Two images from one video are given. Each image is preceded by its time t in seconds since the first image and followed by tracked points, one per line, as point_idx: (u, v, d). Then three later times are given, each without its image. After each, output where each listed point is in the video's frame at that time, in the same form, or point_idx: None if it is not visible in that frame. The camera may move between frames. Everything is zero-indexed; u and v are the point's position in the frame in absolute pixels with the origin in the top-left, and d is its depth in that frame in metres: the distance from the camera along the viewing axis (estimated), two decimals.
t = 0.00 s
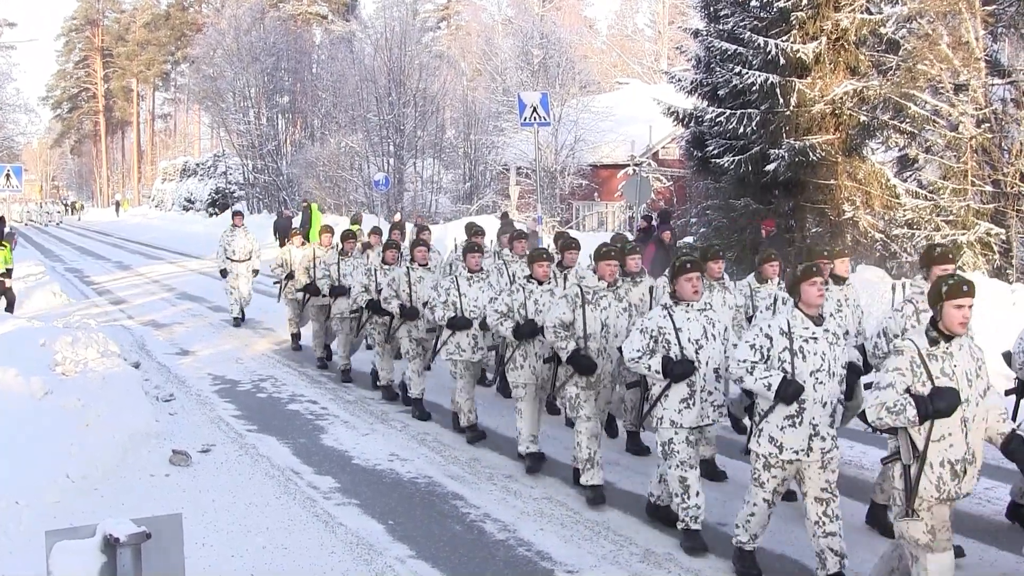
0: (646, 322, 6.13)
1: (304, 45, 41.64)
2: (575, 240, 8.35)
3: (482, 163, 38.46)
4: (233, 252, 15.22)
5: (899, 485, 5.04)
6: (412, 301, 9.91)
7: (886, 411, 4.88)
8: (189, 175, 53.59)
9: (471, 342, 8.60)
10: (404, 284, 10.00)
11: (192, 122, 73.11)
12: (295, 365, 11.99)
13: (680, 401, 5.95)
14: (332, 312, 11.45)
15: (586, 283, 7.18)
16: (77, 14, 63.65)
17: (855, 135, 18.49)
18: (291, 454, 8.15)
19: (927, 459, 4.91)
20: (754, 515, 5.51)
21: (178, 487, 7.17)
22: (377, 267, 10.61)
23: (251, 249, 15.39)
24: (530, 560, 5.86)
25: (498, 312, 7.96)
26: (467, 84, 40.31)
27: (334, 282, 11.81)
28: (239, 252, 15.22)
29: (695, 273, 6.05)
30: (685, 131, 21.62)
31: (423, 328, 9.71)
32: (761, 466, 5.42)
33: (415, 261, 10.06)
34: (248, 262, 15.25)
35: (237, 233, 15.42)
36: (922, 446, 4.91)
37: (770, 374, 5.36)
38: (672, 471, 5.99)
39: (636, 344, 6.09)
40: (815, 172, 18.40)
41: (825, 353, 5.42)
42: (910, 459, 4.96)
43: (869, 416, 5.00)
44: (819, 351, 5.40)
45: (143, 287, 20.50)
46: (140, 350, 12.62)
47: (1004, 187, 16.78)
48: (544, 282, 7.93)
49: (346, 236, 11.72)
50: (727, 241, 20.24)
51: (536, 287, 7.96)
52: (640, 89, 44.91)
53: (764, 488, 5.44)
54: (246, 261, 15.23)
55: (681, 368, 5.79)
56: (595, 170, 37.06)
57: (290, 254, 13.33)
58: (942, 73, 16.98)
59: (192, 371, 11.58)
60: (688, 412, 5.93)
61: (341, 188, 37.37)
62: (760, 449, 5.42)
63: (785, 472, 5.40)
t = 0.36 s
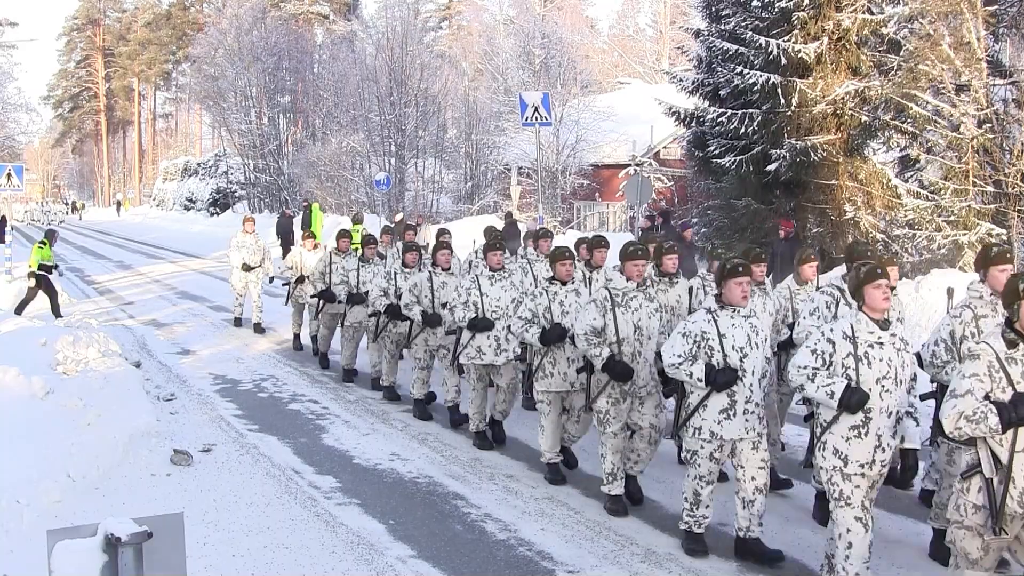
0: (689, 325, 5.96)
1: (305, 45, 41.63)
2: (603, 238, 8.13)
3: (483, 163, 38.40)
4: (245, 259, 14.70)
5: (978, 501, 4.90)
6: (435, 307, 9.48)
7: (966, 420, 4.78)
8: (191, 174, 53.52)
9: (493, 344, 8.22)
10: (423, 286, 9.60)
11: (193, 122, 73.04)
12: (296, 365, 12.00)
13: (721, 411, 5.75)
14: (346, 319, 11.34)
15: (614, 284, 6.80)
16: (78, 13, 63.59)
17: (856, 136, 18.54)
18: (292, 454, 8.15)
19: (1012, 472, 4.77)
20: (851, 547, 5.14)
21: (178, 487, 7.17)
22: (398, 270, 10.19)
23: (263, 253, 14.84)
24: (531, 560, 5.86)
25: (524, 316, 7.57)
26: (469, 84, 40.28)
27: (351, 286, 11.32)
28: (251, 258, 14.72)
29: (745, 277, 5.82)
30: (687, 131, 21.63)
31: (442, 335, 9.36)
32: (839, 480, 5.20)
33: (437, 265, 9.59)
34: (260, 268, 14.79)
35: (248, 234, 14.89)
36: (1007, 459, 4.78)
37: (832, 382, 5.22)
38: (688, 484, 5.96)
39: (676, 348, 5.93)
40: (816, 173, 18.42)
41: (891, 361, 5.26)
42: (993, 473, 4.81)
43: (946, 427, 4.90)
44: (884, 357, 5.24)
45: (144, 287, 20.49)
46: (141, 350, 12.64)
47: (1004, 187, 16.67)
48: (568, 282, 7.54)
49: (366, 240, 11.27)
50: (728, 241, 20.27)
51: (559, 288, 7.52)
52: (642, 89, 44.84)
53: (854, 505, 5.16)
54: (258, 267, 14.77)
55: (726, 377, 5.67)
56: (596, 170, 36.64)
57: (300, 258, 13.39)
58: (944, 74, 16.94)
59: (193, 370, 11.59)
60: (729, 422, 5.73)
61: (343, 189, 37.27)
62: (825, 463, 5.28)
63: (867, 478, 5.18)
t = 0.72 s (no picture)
0: (745, 332, 5.64)
1: (307, 46, 41.66)
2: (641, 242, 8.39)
3: (485, 164, 38.40)
4: (254, 262, 13.78)
5: None
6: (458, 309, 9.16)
7: None
8: (192, 175, 53.52)
9: (525, 358, 7.89)
10: (449, 291, 9.26)
11: (195, 123, 73.07)
12: (296, 366, 12.02)
13: (780, 422, 5.43)
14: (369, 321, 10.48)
15: (657, 296, 6.51)
16: (80, 14, 63.63)
17: (858, 138, 18.50)
18: (294, 455, 8.16)
19: None
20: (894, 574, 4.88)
21: (179, 488, 7.17)
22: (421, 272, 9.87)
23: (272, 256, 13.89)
24: (532, 561, 5.85)
25: (561, 328, 7.08)
26: (470, 85, 40.31)
27: (371, 289, 10.73)
28: (260, 261, 13.80)
29: (800, 280, 5.53)
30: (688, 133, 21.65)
31: (468, 338, 8.99)
32: (893, 506, 4.94)
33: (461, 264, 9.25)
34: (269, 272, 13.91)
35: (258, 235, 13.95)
36: None
37: (898, 396, 4.90)
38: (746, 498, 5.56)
39: (733, 356, 5.61)
40: (818, 174, 18.34)
41: (957, 369, 5.01)
42: None
43: None
44: (950, 367, 4.98)
45: (145, 287, 20.48)
46: (143, 350, 12.67)
47: (1006, 190, 16.78)
48: (612, 295, 7.08)
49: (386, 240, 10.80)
50: (728, 243, 20.26)
51: (603, 301, 7.08)
52: (644, 92, 44.81)
53: (901, 535, 4.90)
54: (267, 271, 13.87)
55: (786, 386, 5.36)
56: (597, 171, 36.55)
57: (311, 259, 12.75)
58: (946, 76, 16.97)
59: (194, 370, 11.62)
60: (788, 434, 5.41)
61: (344, 190, 37.18)
62: (888, 485, 4.97)
63: (918, 511, 4.94)
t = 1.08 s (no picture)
0: (795, 355, 5.20)
1: (308, 50, 41.69)
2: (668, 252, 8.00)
3: (486, 169, 38.45)
4: (264, 269, 13.44)
5: None
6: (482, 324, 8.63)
7: None
8: (194, 179, 53.62)
9: (550, 375, 7.37)
10: (467, 306, 8.68)
11: (196, 127, 73.27)
12: (298, 370, 12.03)
13: (835, 450, 5.02)
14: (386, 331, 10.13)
15: (693, 310, 6.06)
16: (82, 19, 63.80)
17: (860, 142, 18.65)
18: (296, 459, 8.15)
19: None
20: None
21: (182, 492, 7.16)
22: (439, 282, 9.30)
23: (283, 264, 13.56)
24: (533, 565, 5.84)
25: (595, 343, 6.65)
26: (472, 89, 40.38)
27: (390, 295, 10.34)
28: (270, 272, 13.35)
29: (854, 299, 5.07)
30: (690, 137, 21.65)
31: (491, 353, 8.47)
32: (972, 540, 4.78)
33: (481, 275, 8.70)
34: (280, 280, 13.56)
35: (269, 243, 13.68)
36: None
37: (988, 425, 4.66)
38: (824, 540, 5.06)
39: (784, 380, 5.19)
40: (820, 179, 18.46)
41: None
42: None
43: None
44: None
45: (147, 291, 20.47)
46: (145, 355, 12.67)
47: (1007, 194, 16.73)
48: (647, 307, 6.68)
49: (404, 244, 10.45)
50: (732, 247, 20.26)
51: (638, 314, 6.67)
52: (645, 96, 44.86)
53: (976, 568, 4.78)
54: (277, 278, 13.52)
55: (841, 412, 4.90)
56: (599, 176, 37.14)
57: (320, 267, 12.66)
58: (948, 80, 17.00)
59: (196, 375, 11.62)
60: (844, 463, 5.00)
61: (346, 194, 37.18)
62: (971, 520, 4.78)
63: (997, 548, 4.79)
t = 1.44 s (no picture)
0: (869, 368, 4.92)
1: (311, 54, 41.70)
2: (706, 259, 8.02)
3: (489, 173, 38.48)
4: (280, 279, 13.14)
5: None
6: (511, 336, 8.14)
7: None
8: (196, 183, 53.72)
9: (578, 382, 7.01)
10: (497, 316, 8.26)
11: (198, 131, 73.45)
12: (301, 374, 12.05)
13: (905, 474, 4.80)
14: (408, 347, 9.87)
15: (738, 319, 5.73)
16: (85, 23, 63.98)
17: (863, 147, 18.56)
18: (299, 464, 8.14)
19: None
20: None
21: (185, 497, 7.15)
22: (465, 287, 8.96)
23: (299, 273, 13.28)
24: (536, 570, 5.83)
25: (629, 350, 6.37)
26: (474, 93, 40.42)
27: (415, 309, 9.84)
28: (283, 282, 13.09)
29: (937, 312, 4.76)
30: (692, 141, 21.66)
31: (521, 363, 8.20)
32: None
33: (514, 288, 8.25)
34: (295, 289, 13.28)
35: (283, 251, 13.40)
36: None
37: None
38: (849, 552, 4.97)
39: (856, 396, 4.90)
40: (822, 183, 18.47)
41: None
42: None
43: None
44: None
45: (150, 296, 20.46)
46: (148, 359, 12.67)
47: (1010, 197, 16.69)
48: (681, 312, 6.45)
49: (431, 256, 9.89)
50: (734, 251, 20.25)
51: (672, 319, 6.42)
52: (647, 100, 44.85)
53: None
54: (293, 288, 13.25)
55: (916, 432, 4.71)
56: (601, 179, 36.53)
57: (337, 278, 12.14)
58: (950, 84, 17.01)
59: (199, 379, 11.62)
60: (913, 488, 4.78)
61: (348, 198, 37.19)
62: None
63: None
